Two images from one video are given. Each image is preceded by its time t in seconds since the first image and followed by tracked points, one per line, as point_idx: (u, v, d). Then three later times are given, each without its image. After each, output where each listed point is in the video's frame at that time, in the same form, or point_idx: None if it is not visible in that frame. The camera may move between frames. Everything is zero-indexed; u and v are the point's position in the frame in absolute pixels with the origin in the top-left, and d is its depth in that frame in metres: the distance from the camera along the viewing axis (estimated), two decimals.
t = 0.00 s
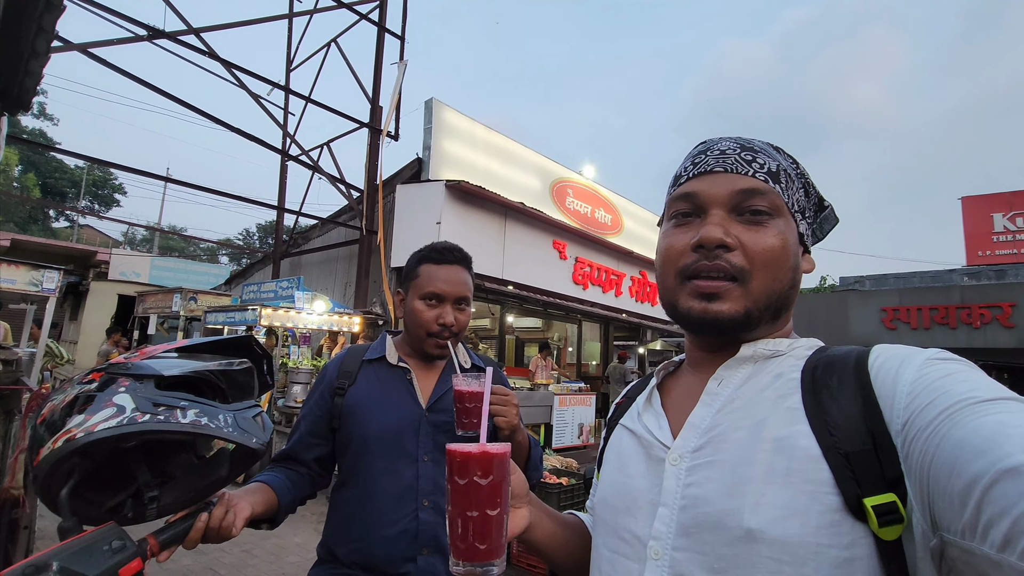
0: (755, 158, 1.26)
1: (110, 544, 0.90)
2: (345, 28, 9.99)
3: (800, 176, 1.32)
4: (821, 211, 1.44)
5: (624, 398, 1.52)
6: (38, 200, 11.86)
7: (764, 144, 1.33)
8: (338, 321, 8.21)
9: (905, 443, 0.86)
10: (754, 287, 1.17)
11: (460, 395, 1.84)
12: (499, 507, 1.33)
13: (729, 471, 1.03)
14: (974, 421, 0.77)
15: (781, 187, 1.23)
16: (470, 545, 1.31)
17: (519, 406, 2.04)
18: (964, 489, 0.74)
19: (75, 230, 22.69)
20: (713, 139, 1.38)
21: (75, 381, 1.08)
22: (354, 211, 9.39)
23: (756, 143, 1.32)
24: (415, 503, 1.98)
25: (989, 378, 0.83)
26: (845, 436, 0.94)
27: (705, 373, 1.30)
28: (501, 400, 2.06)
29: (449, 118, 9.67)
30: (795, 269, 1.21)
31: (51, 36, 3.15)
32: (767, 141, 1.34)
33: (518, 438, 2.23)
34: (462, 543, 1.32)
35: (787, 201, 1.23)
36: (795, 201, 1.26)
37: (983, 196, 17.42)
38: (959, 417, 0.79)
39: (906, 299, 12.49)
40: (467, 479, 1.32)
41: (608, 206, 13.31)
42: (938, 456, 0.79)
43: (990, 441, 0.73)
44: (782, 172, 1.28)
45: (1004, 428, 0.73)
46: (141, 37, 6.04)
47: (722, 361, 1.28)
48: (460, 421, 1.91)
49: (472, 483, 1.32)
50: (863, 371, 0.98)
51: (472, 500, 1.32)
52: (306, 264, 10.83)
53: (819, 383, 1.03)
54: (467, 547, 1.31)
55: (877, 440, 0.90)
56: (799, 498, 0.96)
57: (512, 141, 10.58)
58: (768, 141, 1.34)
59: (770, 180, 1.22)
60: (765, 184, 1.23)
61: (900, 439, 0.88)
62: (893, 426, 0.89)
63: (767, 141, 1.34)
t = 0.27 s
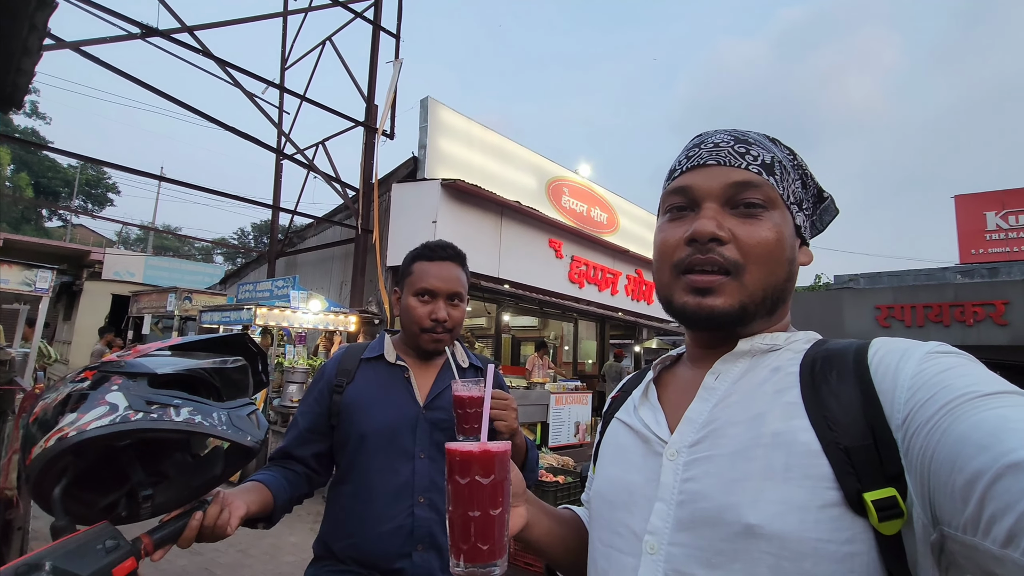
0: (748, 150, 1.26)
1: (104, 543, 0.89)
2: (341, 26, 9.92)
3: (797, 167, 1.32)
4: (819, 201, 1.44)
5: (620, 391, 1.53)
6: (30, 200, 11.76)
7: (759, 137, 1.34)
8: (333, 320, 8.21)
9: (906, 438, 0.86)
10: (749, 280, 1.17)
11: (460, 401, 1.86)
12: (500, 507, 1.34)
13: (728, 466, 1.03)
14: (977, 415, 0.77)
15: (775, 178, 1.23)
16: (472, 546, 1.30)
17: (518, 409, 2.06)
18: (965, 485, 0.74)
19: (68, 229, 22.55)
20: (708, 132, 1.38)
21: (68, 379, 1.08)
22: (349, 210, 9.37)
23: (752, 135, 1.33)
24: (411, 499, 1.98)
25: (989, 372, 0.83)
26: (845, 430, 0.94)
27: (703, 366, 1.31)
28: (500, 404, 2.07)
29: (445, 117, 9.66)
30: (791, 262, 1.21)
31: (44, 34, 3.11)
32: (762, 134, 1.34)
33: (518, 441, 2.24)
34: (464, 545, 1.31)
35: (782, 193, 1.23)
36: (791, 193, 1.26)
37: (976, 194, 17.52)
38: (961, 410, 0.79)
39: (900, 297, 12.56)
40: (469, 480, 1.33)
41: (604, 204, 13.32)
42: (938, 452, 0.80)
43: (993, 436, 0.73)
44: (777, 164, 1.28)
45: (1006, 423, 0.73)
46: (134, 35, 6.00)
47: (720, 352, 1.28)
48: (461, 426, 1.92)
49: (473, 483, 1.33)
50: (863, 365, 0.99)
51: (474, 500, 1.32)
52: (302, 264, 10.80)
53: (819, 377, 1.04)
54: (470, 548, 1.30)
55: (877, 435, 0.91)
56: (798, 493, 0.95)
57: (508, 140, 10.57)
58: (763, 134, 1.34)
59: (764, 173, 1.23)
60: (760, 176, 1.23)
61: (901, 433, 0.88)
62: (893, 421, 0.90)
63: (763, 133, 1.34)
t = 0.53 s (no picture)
0: (743, 140, 1.26)
1: (111, 540, 0.89)
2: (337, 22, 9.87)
3: (791, 154, 1.32)
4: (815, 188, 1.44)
5: (625, 384, 1.53)
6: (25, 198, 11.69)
7: (752, 126, 1.33)
8: (331, 317, 8.35)
9: (910, 429, 0.88)
10: (750, 271, 1.18)
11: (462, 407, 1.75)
12: (503, 485, 1.33)
13: (732, 459, 1.03)
14: (984, 407, 0.79)
15: (771, 167, 1.23)
16: (474, 522, 1.31)
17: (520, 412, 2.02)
18: (972, 475, 0.78)
19: (64, 228, 22.46)
20: (700, 124, 1.38)
21: (72, 377, 1.08)
22: (347, 207, 9.34)
23: (745, 126, 1.33)
24: (412, 495, 2.00)
25: (993, 360, 0.85)
26: (849, 423, 0.95)
27: (707, 357, 1.31)
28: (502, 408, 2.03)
29: (443, 114, 9.64)
30: (789, 250, 1.22)
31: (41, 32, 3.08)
32: (755, 123, 1.34)
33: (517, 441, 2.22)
34: (467, 521, 1.32)
35: (778, 182, 1.23)
36: (787, 181, 1.27)
37: (972, 188, 17.56)
38: (968, 402, 0.81)
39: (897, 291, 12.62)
40: (472, 457, 1.34)
41: (602, 200, 13.32)
42: (944, 442, 0.82)
43: (1000, 428, 0.76)
44: (771, 153, 1.28)
45: (1013, 415, 0.76)
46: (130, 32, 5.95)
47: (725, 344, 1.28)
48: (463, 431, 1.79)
49: (476, 460, 1.34)
50: (867, 357, 0.99)
51: (478, 476, 1.33)
52: (300, 261, 10.77)
53: (823, 369, 1.04)
54: (472, 524, 1.31)
55: (882, 427, 0.92)
56: (803, 485, 0.96)
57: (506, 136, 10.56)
58: (756, 122, 1.34)
59: (760, 162, 1.23)
60: (755, 166, 1.24)
61: (905, 425, 0.89)
62: (898, 412, 0.91)
63: (756, 122, 1.34)
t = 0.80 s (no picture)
0: (739, 138, 1.27)
1: (121, 538, 0.90)
2: (334, 17, 9.85)
3: (785, 153, 1.33)
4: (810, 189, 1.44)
5: (623, 380, 1.54)
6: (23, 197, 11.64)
7: (749, 127, 1.34)
8: (331, 313, 8.37)
9: (897, 423, 0.89)
10: (746, 267, 1.18)
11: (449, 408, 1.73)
12: (494, 453, 1.37)
13: (726, 454, 1.05)
14: (965, 398, 0.80)
15: (767, 166, 1.24)
16: (462, 486, 1.36)
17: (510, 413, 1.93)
18: (954, 464, 0.78)
19: (61, 225, 22.38)
20: (698, 124, 1.39)
21: (79, 378, 1.10)
22: (345, 203, 9.32)
23: (741, 126, 1.34)
24: (399, 487, 2.00)
25: (978, 353, 0.85)
26: (838, 417, 0.96)
27: (703, 354, 1.32)
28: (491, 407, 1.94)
29: (440, 108, 9.61)
30: (785, 248, 1.22)
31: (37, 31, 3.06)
32: (751, 124, 1.35)
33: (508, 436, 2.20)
34: (456, 484, 1.37)
35: (774, 180, 1.24)
36: (782, 180, 1.27)
37: (970, 180, 17.57)
38: (950, 394, 0.81)
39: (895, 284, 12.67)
40: (464, 424, 1.38)
41: (601, 194, 13.31)
42: (929, 433, 0.83)
43: (979, 418, 0.76)
44: (768, 152, 1.29)
45: (991, 405, 0.76)
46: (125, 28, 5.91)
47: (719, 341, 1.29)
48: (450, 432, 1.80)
49: (470, 428, 1.38)
50: (855, 352, 1.00)
51: (468, 444, 1.37)
52: (298, 257, 10.75)
53: (812, 365, 1.04)
54: (461, 487, 1.36)
55: (870, 421, 0.93)
56: (794, 478, 0.97)
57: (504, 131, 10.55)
58: (752, 124, 1.35)
59: (756, 161, 1.24)
60: (751, 165, 1.24)
61: (892, 419, 0.90)
62: (884, 407, 0.91)
63: (752, 123, 1.35)
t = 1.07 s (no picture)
0: (719, 177, 1.27)
1: (114, 566, 0.89)
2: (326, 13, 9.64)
3: (763, 190, 1.33)
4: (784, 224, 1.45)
5: (608, 408, 1.53)
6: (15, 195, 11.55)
7: (728, 163, 1.35)
8: (327, 313, 8.34)
9: (867, 462, 0.89)
10: (726, 306, 1.19)
11: (413, 409, 1.97)
12: (484, 500, 1.36)
13: (704, 492, 1.06)
14: (924, 435, 0.80)
15: (746, 206, 1.25)
16: (454, 536, 1.33)
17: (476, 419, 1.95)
18: (920, 501, 0.77)
19: (54, 222, 22.23)
20: (677, 158, 1.39)
21: (71, 403, 1.07)
22: (340, 202, 9.27)
23: (721, 161, 1.34)
24: (368, 509, 1.98)
25: (941, 389, 0.86)
26: (810, 457, 0.97)
27: (682, 388, 1.31)
28: (457, 413, 1.98)
29: (435, 106, 9.55)
30: (763, 285, 1.24)
31: (25, 38, 3.03)
32: (730, 160, 1.36)
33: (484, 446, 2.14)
34: (448, 535, 1.34)
35: (753, 219, 1.25)
36: (761, 218, 1.28)
37: (964, 173, 17.63)
38: (912, 432, 0.81)
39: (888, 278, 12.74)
40: (452, 472, 1.36)
41: (596, 191, 13.29)
42: (895, 470, 0.82)
43: (940, 457, 0.76)
44: (746, 191, 1.29)
45: (951, 442, 0.76)
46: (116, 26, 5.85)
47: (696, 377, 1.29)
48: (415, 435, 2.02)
49: (458, 476, 1.36)
50: (826, 390, 1.01)
51: (457, 492, 1.34)
52: (293, 256, 10.72)
53: (785, 402, 1.05)
54: (451, 537, 1.33)
55: (840, 460, 0.93)
56: (770, 518, 0.98)
57: (499, 128, 10.51)
58: (731, 160, 1.36)
59: (736, 200, 1.24)
60: (731, 204, 1.25)
61: (862, 458, 0.90)
62: (854, 446, 0.92)
63: (731, 159, 1.36)
